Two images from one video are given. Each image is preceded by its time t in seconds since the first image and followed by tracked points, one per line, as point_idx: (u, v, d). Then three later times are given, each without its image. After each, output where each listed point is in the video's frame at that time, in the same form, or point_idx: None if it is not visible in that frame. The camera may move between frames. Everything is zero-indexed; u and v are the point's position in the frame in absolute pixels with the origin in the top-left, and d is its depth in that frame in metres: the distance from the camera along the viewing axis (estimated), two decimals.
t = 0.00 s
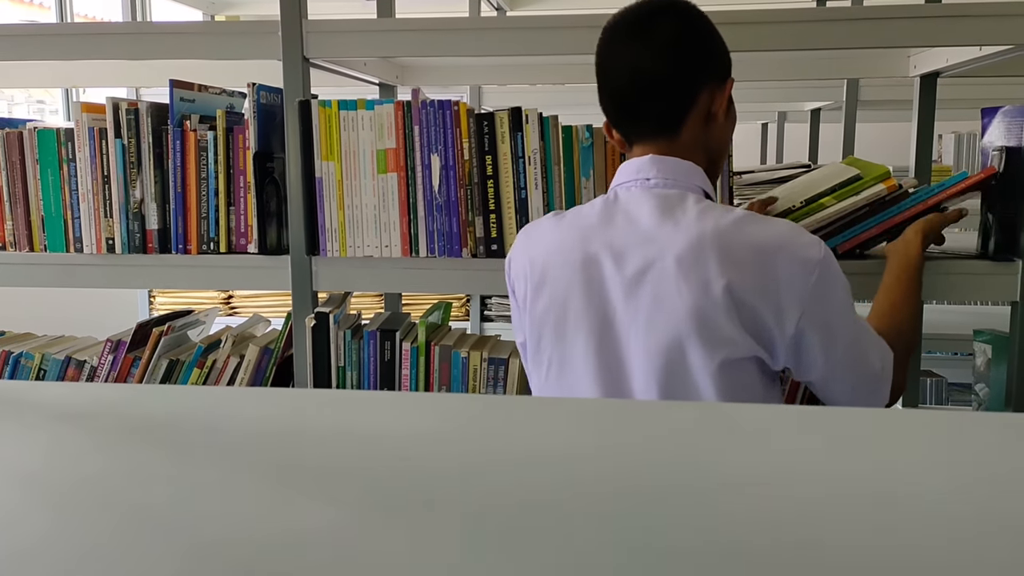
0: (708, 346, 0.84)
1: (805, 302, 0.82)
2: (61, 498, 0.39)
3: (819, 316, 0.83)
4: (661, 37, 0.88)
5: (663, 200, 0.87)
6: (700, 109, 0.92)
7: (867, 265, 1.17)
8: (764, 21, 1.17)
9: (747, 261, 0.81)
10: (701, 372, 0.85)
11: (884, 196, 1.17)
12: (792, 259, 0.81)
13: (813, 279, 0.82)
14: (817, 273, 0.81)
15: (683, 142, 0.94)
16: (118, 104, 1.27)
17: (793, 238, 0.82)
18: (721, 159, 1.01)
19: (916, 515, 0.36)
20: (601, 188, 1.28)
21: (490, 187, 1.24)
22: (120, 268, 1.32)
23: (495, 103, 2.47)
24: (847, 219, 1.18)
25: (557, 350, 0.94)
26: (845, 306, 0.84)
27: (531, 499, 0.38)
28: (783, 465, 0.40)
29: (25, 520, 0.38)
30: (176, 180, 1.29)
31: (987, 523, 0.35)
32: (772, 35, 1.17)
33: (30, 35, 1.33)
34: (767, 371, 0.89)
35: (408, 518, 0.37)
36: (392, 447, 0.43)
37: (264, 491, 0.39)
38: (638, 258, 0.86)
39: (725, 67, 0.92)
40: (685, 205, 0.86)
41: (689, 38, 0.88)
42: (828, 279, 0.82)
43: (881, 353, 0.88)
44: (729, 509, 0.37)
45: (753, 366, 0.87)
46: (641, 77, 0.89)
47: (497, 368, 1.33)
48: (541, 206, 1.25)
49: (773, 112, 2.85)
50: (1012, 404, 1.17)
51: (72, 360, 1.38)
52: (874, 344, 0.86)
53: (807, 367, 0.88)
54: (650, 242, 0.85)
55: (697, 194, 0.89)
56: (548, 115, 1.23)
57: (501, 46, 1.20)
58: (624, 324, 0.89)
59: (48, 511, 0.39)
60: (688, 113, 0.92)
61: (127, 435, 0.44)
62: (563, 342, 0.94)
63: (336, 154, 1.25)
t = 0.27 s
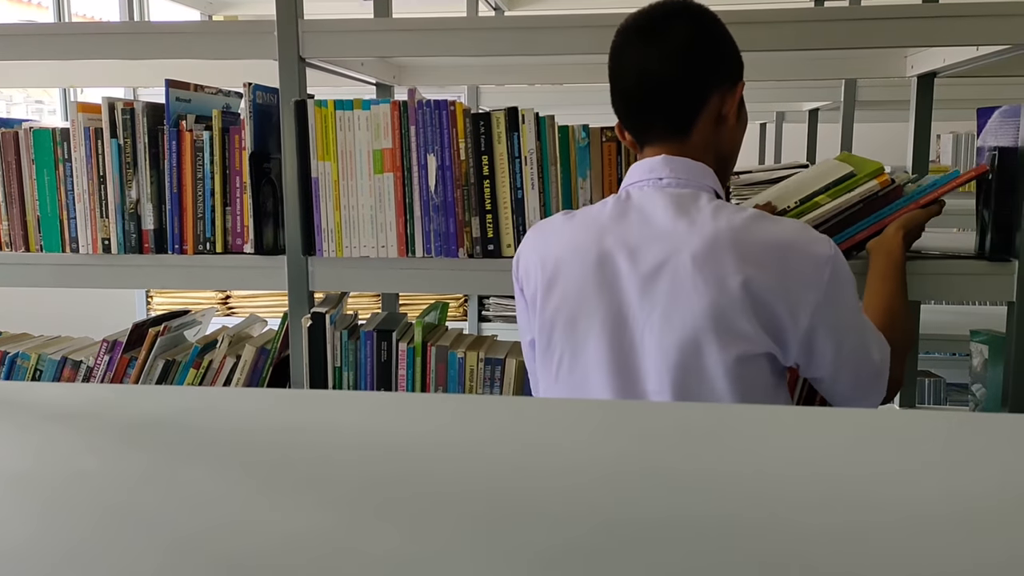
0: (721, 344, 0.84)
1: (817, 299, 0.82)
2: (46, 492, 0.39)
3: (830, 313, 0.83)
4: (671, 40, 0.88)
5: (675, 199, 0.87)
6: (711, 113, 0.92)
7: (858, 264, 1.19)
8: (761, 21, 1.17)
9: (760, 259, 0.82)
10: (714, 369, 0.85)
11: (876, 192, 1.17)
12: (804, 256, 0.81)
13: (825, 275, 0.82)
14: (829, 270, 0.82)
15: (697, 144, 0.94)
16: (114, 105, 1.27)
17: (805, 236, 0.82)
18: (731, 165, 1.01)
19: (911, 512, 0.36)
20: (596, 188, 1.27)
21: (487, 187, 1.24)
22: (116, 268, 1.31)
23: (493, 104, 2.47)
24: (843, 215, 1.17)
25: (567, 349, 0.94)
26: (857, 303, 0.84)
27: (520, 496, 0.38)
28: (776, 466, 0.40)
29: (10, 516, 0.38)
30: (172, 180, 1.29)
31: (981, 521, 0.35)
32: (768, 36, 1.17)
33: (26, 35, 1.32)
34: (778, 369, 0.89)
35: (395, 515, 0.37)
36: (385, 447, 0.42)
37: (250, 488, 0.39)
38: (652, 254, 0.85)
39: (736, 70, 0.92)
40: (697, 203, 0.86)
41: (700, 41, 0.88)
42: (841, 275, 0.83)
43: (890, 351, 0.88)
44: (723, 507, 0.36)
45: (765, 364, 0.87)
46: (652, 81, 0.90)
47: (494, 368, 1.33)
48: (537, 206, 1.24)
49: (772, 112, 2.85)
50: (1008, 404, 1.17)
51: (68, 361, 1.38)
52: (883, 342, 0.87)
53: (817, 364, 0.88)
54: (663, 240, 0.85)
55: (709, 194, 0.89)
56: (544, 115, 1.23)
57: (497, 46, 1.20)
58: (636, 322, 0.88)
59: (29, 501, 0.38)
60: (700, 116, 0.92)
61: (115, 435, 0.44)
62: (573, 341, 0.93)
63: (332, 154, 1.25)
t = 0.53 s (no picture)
0: (721, 346, 0.84)
1: (817, 304, 0.83)
2: (40, 495, 0.39)
3: (830, 318, 0.84)
4: (688, 44, 0.88)
5: (680, 200, 0.87)
6: (720, 123, 0.92)
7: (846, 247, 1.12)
8: (759, 23, 1.17)
9: (763, 262, 0.82)
10: (713, 370, 0.85)
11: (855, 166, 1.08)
12: (808, 261, 0.82)
13: (826, 281, 0.82)
14: (831, 276, 0.82)
15: (703, 152, 0.93)
16: (112, 106, 1.27)
17: (809, 241, 0.82)
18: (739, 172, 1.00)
19: (907, 515, 0.36)
20: (593, 188, 1.28)
21: (485, 189, 1.24)
22: (114, 270, 1.31)
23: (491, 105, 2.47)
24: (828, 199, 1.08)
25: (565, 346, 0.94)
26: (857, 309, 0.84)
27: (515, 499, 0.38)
28: (773, 469, 0.40)
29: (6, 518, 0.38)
30: (170, 182, 1.29)
31: (979, 525, 0.35)
32: (766, 38, 1.17)
33: (24, 36, 1.32)
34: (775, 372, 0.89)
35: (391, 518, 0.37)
36: (381, 450, 0.42)
37: (246, 491, 0.39)
38: (656, 255, 0.85)
39: (752, 81, 0.91)
40: (703, 205, 0.86)
41: (717, 49, 0.88)
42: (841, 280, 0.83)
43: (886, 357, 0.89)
44: (720, 510, 0.36)
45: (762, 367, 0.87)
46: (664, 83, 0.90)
47: (491, 369, 1.34)
48: (535, 208, 1.25)
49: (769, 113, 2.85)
50: (1005, 406, 1.17)
51: (66, 362, 1.38)
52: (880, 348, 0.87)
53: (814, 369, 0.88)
54: (667, 241, 0.85)
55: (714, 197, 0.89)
56: (542, 117, 1.23)
57: (495, 48, 1.20)
58: (637, 322, 0.89)
59: (23, 504, 0.38)
60: (708, 124, 0.92)
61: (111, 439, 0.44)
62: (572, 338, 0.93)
63: (330, 156, 1.25)
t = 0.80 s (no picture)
0: (729, 358, 0.84)
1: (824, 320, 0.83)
2: (33, 492, 0.39)
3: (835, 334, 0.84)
4: (731, 44, 0.86)
5: (695, 208, 0.87)
6: (748, 131, 0.91)
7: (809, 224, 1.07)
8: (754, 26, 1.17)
9: (778, 276, 0.81)
10: (718, 383, 0.85)
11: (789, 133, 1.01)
12: (819, 278, 0.82)
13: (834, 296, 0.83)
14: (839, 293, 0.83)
15: (726, 157, 0.92)
16: (109, 108, 1.27)
17: (822, 257, 0.83)
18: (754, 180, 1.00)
19: (899, 517, 0.36)
20: (589, 190, 1.28)
21: (481, 191, 1.24)
22: (111, 272, 1.31)
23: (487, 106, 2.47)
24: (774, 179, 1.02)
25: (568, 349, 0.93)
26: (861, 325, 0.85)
27: (510, 500, 0.38)
28: (766, 472, 0.40)
29: None
30: (167, 184, 1.29)
31: (970, 527, 0.35)
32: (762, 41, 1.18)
33: (20, 38, 1.32)
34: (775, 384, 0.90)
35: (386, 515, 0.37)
36: (376, 453, 0.42)
37: (238, 491, 0.39)
38: (671, 261, 0.85)
39: (787, 93, 0.90)
40: (719, 215, 0.86)
41: (759, 54, 0.86)
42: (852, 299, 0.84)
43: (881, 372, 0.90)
44: (712, 511, 0.37)
45: (765, 380, 0.87)
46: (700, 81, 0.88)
47: (487, 371, 1.34)
48: (531, 210, 1.24)
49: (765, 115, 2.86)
50: (1001, 409, 1.17)
51: (62, 364, 1.38)
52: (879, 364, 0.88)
53: (811, 382, 0.89)
54: (682, 250, 0.84)
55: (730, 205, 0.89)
56: (538, 119, 1.24)
57: (491, 50, 1.20)
58: (644, 326, 0.88)
59: (15, 500, 0.38)
60: (736, 132, 0.90)
61: (105, 441, 0.44)
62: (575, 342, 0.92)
63: (327, 158, 1.25)
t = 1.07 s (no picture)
0: (740, 391, 0.79)
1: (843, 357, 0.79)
2: (34, 495, 0.39)
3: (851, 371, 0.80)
4: (785, 55, 0.83)
5: (723, 228, 0.81)
6: (785, 147, 0.88)
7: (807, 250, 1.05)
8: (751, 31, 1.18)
9: (805, 311, 0.76)
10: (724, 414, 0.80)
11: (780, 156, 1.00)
12: (844, 315, 0.77)
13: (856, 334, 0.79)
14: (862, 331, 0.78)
15: (757, 170, 0.89)
16: (107, 111, 1.27)
17: (850, 292, 0.78)
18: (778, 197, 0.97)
19: (892, 521, 0.36)
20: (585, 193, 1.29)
21: (478, 195, 1.25)
22: (108, 275, 1.32)
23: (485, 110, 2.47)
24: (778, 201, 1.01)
25: (567, 362, 0.87)
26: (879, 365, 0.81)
27: (504, 502, 0.38)
28: (760, 476, 0.40)
29: None
30: (165, 187, 1.30)
31: (962, 530, 0.35)
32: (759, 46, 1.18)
33: (18, 41, 1.33)
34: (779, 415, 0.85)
35: (382, 516, 0.37)
36: (373, 457, 0.43)
37: (236, 494, 0.39)
38: (693, 284, 0.79)
39: (829, 114, 0.88)
40: (747, 238, 0.81)
41: (810, 72, 0.84)
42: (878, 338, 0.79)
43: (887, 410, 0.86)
44: (703, 514, 0.37)
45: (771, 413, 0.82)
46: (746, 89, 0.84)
47: (484, 374, 1.34)
48: (529, 215, 1.25)
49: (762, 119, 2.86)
50: (996, 412, 1.18)
51: (60, 367, 1.38)
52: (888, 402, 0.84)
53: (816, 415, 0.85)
54: (707, 274, 0.79)
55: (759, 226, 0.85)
56: (535, 123, 1.24)
57: (488, 55, 1.21)
58: (654, 347, 0.82)
59: (17, 504, 0.38)
60: (775, 148, 0.87)
61: (103, 444, 0.44)
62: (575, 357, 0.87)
63: (324, 161, 1.25)
